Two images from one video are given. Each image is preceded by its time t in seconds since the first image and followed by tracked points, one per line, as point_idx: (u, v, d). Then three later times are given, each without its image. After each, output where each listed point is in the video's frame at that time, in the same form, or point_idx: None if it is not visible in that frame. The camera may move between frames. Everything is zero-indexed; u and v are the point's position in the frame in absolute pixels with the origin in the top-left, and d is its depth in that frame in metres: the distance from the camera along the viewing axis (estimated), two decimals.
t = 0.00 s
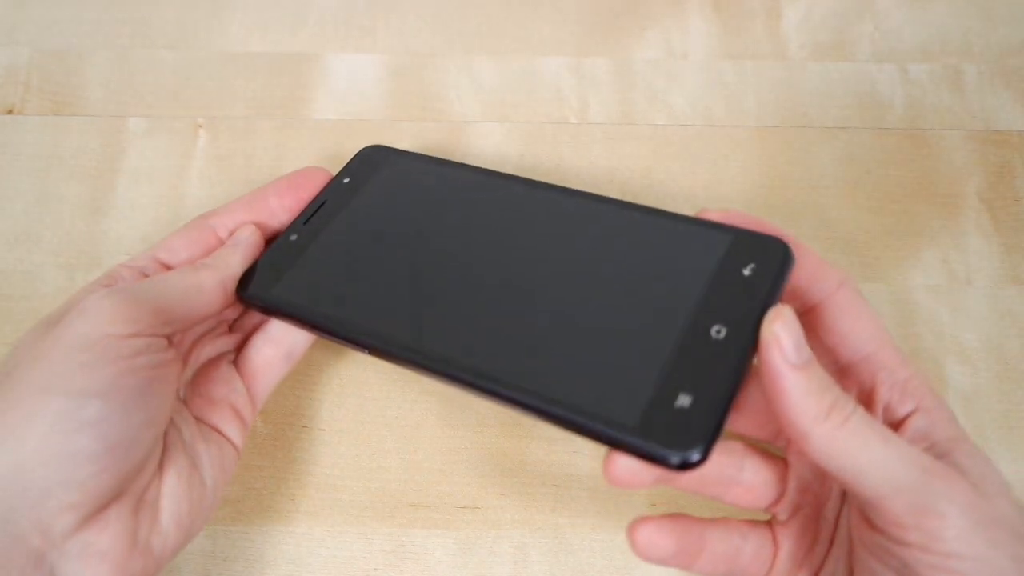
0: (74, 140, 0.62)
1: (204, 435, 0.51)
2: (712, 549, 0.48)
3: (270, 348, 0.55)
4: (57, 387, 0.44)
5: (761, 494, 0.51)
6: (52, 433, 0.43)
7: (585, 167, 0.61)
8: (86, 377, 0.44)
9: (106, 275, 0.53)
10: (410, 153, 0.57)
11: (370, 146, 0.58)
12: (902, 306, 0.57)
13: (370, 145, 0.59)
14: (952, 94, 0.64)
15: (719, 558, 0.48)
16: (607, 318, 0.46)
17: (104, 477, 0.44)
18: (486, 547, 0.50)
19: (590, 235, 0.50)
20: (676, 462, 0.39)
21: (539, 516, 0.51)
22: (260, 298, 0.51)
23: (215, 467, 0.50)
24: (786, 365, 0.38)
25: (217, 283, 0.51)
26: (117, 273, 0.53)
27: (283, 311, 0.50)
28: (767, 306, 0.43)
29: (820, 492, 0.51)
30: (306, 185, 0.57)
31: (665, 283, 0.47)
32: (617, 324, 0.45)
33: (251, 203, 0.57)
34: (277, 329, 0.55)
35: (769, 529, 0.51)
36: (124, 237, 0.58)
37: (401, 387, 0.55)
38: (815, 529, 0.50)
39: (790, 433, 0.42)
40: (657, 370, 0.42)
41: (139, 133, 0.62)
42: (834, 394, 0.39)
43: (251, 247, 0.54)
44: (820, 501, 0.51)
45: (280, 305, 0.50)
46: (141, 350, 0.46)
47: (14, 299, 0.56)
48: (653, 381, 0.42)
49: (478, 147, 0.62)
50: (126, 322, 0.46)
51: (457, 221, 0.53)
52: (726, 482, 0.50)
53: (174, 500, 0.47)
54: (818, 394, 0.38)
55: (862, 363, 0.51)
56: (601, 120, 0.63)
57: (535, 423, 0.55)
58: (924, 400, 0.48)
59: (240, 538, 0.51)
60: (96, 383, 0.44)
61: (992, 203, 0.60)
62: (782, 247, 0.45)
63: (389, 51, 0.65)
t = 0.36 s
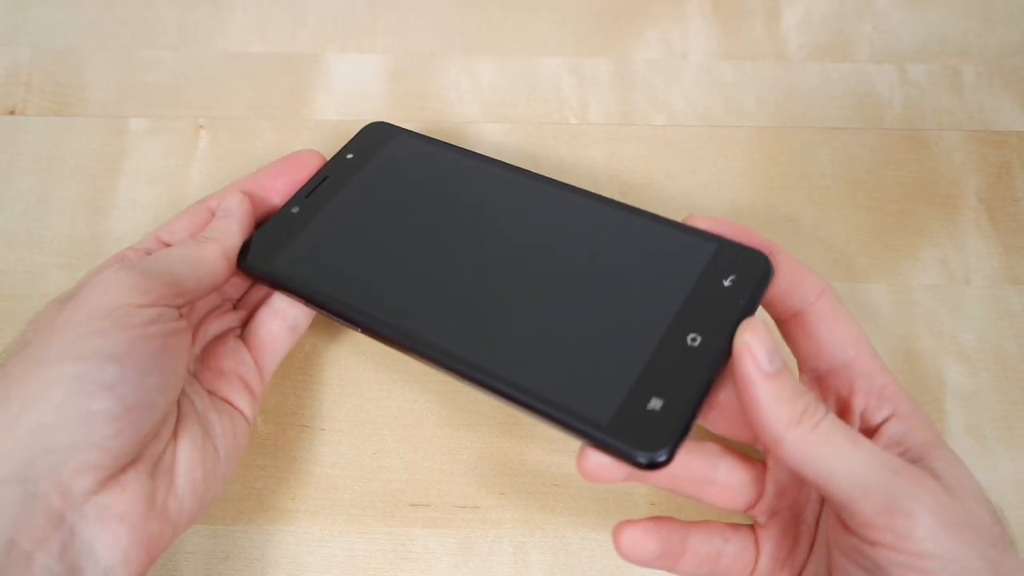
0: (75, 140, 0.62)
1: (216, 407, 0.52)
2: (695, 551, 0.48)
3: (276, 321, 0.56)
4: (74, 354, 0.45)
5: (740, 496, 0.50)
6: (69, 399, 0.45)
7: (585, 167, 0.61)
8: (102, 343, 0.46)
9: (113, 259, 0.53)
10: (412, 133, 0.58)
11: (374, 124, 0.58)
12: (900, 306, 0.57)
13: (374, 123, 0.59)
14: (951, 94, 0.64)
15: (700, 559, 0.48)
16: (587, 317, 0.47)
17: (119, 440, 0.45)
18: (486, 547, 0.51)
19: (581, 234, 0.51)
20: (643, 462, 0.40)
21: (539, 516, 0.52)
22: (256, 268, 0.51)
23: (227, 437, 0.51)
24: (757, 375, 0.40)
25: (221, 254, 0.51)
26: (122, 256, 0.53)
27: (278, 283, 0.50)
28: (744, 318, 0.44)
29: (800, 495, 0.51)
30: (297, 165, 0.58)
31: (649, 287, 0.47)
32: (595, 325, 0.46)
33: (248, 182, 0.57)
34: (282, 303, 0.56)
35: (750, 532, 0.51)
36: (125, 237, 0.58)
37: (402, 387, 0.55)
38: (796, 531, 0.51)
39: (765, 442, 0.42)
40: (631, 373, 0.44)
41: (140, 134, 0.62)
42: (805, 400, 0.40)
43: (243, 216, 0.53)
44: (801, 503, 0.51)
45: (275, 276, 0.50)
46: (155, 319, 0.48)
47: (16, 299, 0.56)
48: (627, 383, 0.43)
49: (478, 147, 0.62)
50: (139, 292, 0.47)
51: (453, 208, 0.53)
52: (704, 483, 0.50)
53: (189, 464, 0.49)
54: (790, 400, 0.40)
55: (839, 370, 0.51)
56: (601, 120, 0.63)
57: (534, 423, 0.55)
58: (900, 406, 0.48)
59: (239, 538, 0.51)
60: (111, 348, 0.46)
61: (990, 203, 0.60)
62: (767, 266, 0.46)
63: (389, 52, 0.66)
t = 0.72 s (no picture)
0: (75, 141, 0.62)
1: (219, 393, 0.52)
2: (696, 553, 0.48)
3: (278, 305, 0.57)
4: (78, 338, 0.45)
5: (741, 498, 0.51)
6: (73, 383, 0.45)
7: (585, 167, 0.61)
8: (105, 328, 0.46)
9: (113, 245, 0.54)
10: (413, 120, 0.57)
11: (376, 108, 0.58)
12: (901, 306, 0.57)
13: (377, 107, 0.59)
14: (952, 94, 0.64)
15: (703, 562, 0.49)
16: (582, 324, 0.47)
17: (124, 424, 0.45)
18: (486, 547, 0.50)
19: (581, 234, 0.51)
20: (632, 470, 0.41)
21: (539, 516, 0.52)
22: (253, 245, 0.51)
23: (231, 421, 0.52)
24: (737, 402, 0.42)
25: (219, 235, 0.51)
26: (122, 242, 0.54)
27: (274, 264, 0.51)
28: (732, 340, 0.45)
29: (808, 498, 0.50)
30: (293, 158, 0.58)
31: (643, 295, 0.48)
32: (589, 332, 0.47)
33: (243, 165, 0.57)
34: (283, 288, 0.57)
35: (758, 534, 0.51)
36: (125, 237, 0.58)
37: (402, 388, 0.55)
38: (808, 533, 0.50)
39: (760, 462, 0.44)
40: (621, 386, 0.44)
41: (140, 134, 0.62)
42: (792, 418, 0.42)
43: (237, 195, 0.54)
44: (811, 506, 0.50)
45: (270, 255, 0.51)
46: (159, 303, 0.48)
47: (16, 299, 0.56)
48: (619, 395, 0.44)
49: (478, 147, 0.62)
50: (142, 275, 0.47)
51: (455, 198, 0.53)
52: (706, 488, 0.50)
53: (192, 451, 0.49)
54: (774, 420, 0.41)
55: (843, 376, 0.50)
56: (601, 120, 0.63)
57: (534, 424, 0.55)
58: (908, 407, 0.47)
59: (240, 537, 0.51)
60: (113, 333, 0.46)
61: (990, 203, 0.60)
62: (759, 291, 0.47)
63: (389, 52, 0.66)
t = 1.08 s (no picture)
0: (74, 140, 0.62)
1: (218, 392, 0.52)
2: (701, 542, 0.48)
3: (278, 304, 0.57)
4: (73, 338, 0.46)
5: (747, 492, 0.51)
6: (68, 386, 0.45)
7: (585, 167, 0.61)
8: (100, 330, 0.46)
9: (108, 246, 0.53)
10: (415, 119, 0.57)
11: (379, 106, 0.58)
12: (902, 306, 0.57)
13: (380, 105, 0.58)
14: (952, 94, 0.64)
15: (710, 552, 0.49)
16: (579, 335, 0.47)
17: (120, 427, 0.45)
18: (486, 547, 0.50)
19: (580, 240, 0.51)
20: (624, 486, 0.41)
21: (539, 516, 0.51)
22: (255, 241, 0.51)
23: (229, 422, 0.51)
24: (742, 405, 0.43)
25: (218, 234, 0.51)
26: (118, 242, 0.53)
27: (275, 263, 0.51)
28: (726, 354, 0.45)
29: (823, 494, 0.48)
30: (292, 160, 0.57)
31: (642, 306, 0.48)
32: (585, 345, 0.47)
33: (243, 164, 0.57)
34: (284, 286, 0.58)
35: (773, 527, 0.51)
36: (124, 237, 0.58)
37: (402, 388, 0.55)
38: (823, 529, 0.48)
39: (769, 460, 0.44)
40: (615, 400, 0.44)
41: (139, 133, 0.62)
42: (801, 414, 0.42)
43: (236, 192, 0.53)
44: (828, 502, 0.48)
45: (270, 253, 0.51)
46: (155, 304, 0.48)
47: (14, 299, 0.56)
48: (612, 410, 0.44)
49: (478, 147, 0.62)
50: (135, 275, 0.47)
51: (457, 200, 0.53)
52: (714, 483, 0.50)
53: (188, 454, 0.49)
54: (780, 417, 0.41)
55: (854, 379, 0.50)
56: (601, 120, 0.63)
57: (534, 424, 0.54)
58: (926, 403, 0.47)
59: (239, 537, 0.51)
60: (109, 335, 0.46)
61: (991, 202, 0.60)
62: (755, 305, 0.47)
63: (388, 51, 0.65)
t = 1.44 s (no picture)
0: (74, 140, 0.62)
1: (206, 409, 0.51)
2: (699, 518, 0.49)
3: (273, 322, 0.56)
4: (45, 362, 0.45)
5: (751, 478, 0.51)
6: (45, 414, 0.45)
7: (584, 167, 0.61)
8: (72, 352, 0.45)
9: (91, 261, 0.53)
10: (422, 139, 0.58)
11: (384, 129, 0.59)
12: (902, 306, 0.57)
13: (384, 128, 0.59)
14: (952, 94, 0.64)
15: (707, 530, 0.49)
16: (588, 320, 0.47)
17: (98, 452, 0.45)
18: (485, 547, 0.50)
19: (584, 240, 0.51)
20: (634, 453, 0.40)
21: (539, 517, 0.51)
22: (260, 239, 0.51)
23: (220, 443, 0.51)
24: (758, 379, 0.42)
25: (193, 238, 0.51)
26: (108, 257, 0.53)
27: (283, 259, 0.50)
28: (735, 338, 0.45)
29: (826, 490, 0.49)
30: (295, 159, 0.57)
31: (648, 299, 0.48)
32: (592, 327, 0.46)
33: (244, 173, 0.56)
34: (279, 304, 0.56)
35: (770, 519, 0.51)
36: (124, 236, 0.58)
37: (401, 388, 0.55)
38: (821, 525, 0.49)
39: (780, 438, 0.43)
40: (622, 375, 0.44)
41: (139, 133, 0.62)
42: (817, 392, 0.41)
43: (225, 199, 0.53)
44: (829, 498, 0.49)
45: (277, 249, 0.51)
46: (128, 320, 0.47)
47: (14, 299, 0.56)
48: (620, 383, 0.43)
49: (478, 147, 0.62)
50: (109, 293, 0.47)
51: (461, 202, 0.53)
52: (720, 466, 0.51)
53: (177, 473, 0.49)
54: (797, 394, 0.41)
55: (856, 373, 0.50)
56: (601, 120, 0.63)
57: (534, 424, 0.54)
58: (924, 396, 0.47)
59: (239, 537, 0.51)
60: (80, 359, 0.45)
61: (991, 203, 0.60)
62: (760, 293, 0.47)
63: (389, 51, 0.65)
